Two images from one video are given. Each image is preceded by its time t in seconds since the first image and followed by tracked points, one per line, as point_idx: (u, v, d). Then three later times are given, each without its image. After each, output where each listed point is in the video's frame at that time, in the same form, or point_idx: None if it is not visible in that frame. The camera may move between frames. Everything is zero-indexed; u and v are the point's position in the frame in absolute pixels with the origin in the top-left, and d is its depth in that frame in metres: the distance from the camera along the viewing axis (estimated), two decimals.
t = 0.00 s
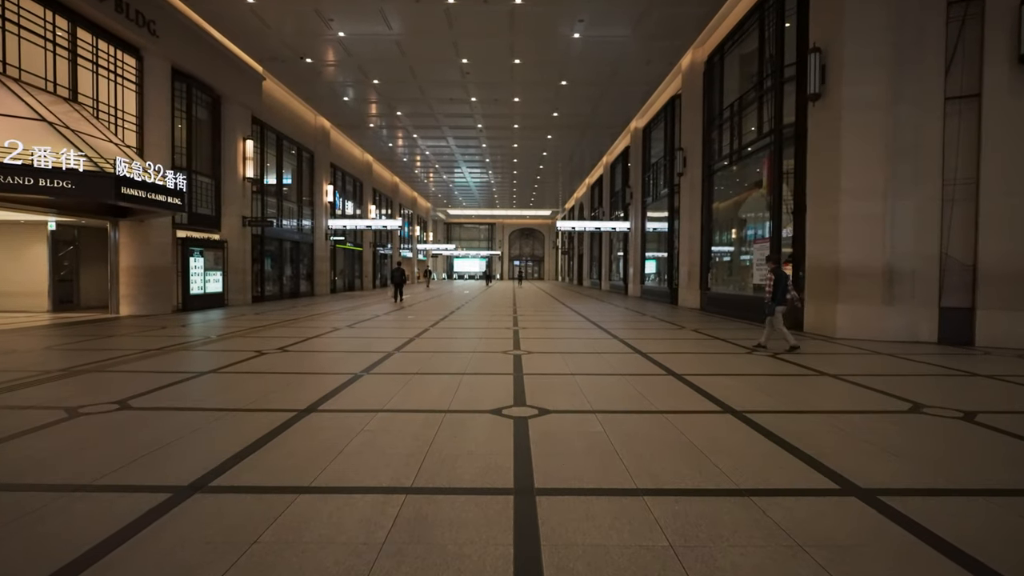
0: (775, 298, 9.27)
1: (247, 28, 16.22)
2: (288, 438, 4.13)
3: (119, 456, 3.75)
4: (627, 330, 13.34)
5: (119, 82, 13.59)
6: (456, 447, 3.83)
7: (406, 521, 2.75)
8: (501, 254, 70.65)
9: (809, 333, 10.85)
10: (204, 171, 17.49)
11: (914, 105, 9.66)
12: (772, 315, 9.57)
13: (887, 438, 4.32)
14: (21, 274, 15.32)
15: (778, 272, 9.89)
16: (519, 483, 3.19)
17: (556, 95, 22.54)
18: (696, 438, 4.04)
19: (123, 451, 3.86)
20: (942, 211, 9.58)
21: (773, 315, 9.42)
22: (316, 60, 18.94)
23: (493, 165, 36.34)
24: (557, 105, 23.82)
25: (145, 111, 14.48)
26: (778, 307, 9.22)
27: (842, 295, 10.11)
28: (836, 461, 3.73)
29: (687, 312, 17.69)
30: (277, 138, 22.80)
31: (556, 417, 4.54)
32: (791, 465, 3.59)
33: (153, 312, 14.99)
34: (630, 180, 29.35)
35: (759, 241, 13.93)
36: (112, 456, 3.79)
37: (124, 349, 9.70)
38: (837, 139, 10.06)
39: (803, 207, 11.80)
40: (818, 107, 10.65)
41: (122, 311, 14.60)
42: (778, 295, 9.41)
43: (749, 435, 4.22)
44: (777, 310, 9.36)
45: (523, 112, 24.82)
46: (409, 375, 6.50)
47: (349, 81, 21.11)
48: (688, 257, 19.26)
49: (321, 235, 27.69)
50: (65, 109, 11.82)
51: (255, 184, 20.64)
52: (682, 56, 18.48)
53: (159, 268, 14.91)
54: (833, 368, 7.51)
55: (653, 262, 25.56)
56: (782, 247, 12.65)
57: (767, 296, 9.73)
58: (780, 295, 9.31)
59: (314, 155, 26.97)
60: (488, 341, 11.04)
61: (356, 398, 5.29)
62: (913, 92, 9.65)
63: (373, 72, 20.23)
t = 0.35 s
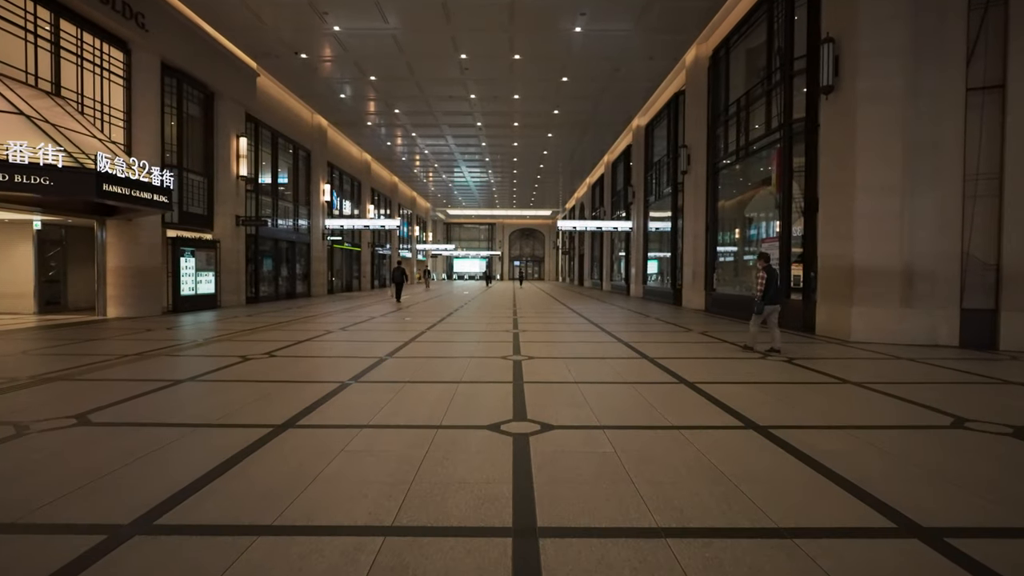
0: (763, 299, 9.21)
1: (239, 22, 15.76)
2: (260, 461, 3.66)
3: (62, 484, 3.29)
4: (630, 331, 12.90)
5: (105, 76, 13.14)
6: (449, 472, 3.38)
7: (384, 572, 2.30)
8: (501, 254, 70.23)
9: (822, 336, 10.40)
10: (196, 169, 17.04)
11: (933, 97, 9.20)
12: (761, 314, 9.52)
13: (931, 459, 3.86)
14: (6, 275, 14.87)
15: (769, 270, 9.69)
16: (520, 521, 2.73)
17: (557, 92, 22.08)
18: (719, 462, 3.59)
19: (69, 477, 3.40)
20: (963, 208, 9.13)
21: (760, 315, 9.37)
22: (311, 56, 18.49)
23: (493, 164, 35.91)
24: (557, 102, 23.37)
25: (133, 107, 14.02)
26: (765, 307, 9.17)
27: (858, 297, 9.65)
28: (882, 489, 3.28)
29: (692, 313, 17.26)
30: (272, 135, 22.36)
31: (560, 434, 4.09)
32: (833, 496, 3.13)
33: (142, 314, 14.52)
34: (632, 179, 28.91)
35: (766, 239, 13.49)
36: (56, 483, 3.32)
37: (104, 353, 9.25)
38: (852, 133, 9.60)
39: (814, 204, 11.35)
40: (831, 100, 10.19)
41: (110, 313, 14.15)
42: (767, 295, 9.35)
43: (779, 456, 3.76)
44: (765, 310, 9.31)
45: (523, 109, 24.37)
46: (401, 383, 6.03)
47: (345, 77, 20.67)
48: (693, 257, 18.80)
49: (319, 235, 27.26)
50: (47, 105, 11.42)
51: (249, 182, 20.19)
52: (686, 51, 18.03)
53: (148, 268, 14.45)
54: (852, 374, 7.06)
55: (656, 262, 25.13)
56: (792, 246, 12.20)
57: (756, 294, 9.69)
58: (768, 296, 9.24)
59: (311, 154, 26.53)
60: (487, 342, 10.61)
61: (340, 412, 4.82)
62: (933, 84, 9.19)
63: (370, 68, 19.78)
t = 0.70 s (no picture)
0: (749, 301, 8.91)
1: (231, 15, 15.31)
2: (221, 489, 3.21)
3: None
4: (633, 333, 12.45)
5: (90, 70, 12.67)
6: (437, 505, 2.92)
7: None
8: (501, 255, 69.81)
9: (835, 341, 9.95)
10: (187, 166, 16.59)
11: (955, 89, 8.75)
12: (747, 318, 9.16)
13: (985, 484, 3.41)
14: None
15: (756, 270, 9.34)
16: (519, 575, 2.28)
17: (557, 89, 21.63)
18: (748, 493, 3.13)
19: None
20: (987, 205, 8.68)
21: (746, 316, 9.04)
22: (306, 51, 18.04)
23: (493, 164, 35.48)
24: (558, 100, 22.92)
25: (120, 102, 13.56)
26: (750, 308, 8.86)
27: (874, 300, 9.20)
28: (939, 524, 2.82)
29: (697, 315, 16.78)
30: (266, 133, 21.91)
31: (565, 457, 3.63)
32: (884, 535, 2.67)
33: (130, 316, 14.05)
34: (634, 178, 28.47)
35: (775, 239, 13.04)
36: None
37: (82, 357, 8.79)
38: (869, 127, 9.15)
39: (827, 202, 10.90)
40: (846, 94, 9.73)
41: (97, 315, 13.70)
42: (753, 296, 9.04)
43: (814, 484, 3.30)
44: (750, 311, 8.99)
45: (523, 106, 23.90)
46: (391, 393, 5.57)
47: (342, 73, 20.23)
48: (697, 257, 18.36)
49: (315, 234, 26.80)
50: (27, 98, 10.98)
51: (243, 181, 19.77)
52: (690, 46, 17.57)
53: (136, 269, 13.98)
54: (876, 381, 6.60)
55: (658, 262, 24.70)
56: (802, 247, 11.77)
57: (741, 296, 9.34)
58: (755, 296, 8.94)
59: (307, 152, 26.07)
60: (488, 344, 10.17)
61: (320, 430, 4.36)
62: (954, 76, 8.75)
63: (367, 64, 19.34)
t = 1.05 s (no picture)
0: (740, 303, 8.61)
1: (222, 7, 14.83)
2: (169, 529, 2.71)
3: None
4: (636, 335, 12.00)
5: (73, 62, 12.18)
6: (422, 553, 2.44)
7: None
8: (500, 255, 69.33)
9: (851, 344, 9.47)
10: (177, 163, 16.10)
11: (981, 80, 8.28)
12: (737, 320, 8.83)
13: None
14: None
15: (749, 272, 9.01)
16: None
17: (558, 85, 21.13)
18: (794, 532, 2.65)
19: None
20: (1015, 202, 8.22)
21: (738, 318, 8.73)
22: (301, 46, 17.56)
23: (492, 163, 35.00)
24: (560, 96, 22.43)
25: (106, 96, 13.07)
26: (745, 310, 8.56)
27: (893, 302, 8.72)
28: None
29: (703, 317, 16.27)
30: (261, 130, 21.43)
31: (575, 486, 3.15)
32: None
33: (117, 318, 13.56)
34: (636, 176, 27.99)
35: (785, 238, 12.57)
36: None
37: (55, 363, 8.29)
38: (889, 120, 8.67)
39: (841, 199, 10.43)
40: (863, 85, 9.24)
41: (82, 316, 13.20)
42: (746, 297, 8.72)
43: (863, 516, 2.83)
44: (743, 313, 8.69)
45: (524, 103, 23.39)
46: (380, 405, 5.09)
47: (338, 69, 19.75)
48: (702, 257, 17.89)
49: (311, 234, 26.31)
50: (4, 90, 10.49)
51: (237, 179, 19.31)
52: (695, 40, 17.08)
53: (123, 268, 13.49)
54: (904, 390, 6.14)
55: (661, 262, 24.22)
56: (815, 246, 11.30)
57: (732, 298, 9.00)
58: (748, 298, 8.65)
59: (303, 149, 25.59)
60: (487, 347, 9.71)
61: (297, 450, 3.89)
62: (980, 66, 8.28)
63: (363, 59, 18.87)
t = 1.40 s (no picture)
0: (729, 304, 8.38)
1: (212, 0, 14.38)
2: None
3: None
4: (640, 337, 11.58)
5: (55, 54, 11.73)
6: None
7: None
8: (500, 256, 68.86)
9: (867, 349, 9.02)
10: (167, 161, 15.64)
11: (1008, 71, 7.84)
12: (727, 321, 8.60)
13: None
14: None
15: (740, 270, 8.80)
16: None
17: (559, 81, 20.68)
18: None
19: None
20: None
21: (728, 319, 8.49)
22: (295, 41, 17.10)
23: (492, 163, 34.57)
24: (561, 93, 21.97)
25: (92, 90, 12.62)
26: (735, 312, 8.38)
27: (914, 305, 8.27)
28: None
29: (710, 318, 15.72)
30: (255, 127, 20.99)
31: (586, 525, 2.70)
32: None
33: (103, 320, 13.13)
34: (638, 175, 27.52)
35: (795, 237, 12.13)
36: None
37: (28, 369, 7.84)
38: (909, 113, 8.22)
39: (855, 197, 9.99)
40: (879, 77, 8.78)
41: (67, 318, 12.78)
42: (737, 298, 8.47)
43: (928, 567, 2.38)
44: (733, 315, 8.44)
45: (524, 101, 22.94)
46: (368, 420, 4.64)
47: (334, 65, 19.31)
48: (707, 257, 17.44)
49: (308, 234, 25.85)
50: None
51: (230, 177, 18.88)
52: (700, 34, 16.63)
53: (110, 269, 13.05)
54: (936, 401, 5.68)
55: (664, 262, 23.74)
56: (827, 245, 10.86)
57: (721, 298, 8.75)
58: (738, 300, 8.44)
59: (300, 147, 25.16)
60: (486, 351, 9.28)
61: (271, 474, 3.45)
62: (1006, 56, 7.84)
63: (360, 55, 18.41)
